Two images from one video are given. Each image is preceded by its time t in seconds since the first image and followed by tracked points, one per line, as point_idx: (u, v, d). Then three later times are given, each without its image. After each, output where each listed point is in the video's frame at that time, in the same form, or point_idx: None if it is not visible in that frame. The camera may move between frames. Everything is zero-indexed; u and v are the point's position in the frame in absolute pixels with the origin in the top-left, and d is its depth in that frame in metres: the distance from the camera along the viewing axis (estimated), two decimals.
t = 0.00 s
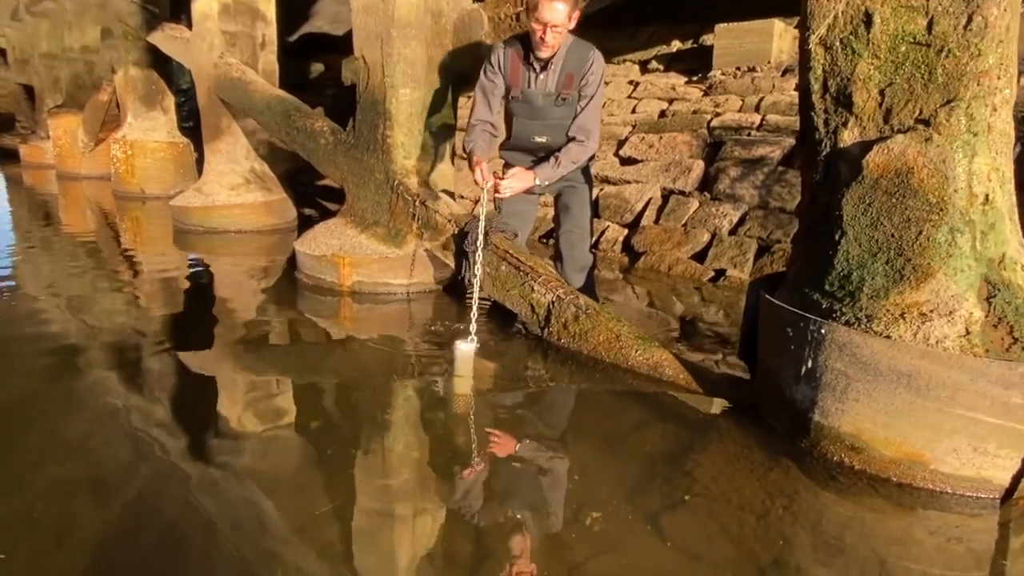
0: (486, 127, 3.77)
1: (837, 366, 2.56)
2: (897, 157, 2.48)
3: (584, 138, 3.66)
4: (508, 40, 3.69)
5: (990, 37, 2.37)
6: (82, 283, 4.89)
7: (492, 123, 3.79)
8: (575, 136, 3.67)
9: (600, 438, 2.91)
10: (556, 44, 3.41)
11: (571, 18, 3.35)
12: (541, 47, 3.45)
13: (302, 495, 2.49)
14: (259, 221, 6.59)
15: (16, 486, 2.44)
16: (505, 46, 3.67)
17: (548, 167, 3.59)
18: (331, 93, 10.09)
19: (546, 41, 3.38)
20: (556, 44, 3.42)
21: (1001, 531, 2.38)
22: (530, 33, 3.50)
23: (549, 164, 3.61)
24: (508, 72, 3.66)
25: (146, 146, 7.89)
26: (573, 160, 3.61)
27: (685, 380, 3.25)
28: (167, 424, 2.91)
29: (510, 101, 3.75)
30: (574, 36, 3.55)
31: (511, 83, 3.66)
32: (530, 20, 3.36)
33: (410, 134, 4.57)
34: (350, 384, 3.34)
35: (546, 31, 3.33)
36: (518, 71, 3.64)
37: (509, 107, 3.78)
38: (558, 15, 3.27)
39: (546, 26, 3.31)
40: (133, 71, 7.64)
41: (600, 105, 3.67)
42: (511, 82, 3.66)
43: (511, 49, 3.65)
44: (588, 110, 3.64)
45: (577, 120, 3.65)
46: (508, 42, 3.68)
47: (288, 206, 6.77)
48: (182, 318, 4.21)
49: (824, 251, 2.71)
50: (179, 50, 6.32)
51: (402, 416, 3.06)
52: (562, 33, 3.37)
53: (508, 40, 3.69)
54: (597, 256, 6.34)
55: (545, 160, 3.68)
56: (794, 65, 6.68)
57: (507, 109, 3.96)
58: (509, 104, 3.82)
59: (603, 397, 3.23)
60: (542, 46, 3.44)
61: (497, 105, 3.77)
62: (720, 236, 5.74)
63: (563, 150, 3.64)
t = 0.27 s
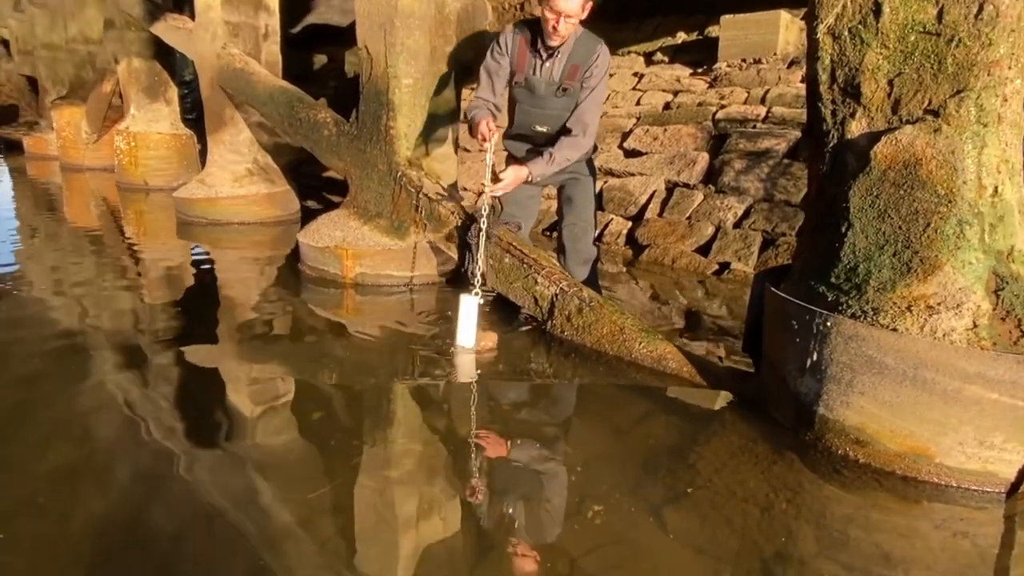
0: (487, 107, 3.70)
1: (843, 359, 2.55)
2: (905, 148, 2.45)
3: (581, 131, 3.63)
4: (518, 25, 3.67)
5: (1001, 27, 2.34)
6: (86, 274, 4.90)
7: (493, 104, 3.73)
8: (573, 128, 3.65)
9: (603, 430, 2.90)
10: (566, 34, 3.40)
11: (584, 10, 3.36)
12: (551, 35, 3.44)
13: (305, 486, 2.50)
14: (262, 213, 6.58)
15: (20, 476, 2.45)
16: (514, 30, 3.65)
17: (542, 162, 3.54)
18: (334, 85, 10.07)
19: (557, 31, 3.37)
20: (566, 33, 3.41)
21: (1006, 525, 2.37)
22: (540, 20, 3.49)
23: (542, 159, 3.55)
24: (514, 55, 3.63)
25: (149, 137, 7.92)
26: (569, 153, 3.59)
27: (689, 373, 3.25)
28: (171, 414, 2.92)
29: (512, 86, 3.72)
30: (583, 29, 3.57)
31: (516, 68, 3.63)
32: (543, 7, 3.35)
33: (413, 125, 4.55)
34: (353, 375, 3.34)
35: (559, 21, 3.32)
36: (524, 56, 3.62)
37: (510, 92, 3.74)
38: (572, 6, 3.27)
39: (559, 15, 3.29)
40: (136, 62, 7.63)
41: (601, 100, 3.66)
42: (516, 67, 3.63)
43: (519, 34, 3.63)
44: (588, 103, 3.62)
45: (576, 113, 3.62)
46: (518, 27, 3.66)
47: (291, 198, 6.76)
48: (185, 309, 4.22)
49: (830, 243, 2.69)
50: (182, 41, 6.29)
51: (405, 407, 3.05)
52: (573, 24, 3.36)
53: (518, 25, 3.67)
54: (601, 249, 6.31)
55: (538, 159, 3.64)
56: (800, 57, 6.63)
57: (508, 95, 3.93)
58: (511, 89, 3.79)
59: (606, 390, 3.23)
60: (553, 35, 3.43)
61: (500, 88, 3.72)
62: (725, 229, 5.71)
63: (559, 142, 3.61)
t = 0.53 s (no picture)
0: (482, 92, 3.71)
1: (848, 354, 2.53)
2: (913, 141, 2.42)
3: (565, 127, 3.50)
4: (525, 16, 3.66)
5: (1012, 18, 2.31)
6: (89, 267, 4.90)
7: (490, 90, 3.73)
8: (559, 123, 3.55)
9: (606, 425, 2.89)
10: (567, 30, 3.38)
11: (587, 8, 3.33)
12: (553, 30, 3.42)
13: (308, 479, 2.50)
14: (265, 207, 6.57)
15: (24, 468, 2.45)
16: (519, 21, 3.65)
17: (532, 162, 3.49)
18: (337, 78, 10.05)
19: (561, 26, 3.36)
20: (569, 28, 3.39)
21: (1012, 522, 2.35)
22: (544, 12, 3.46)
23: (533, 159, 3.50)
24: (514, 46, 3.63)
25: (152, 130, 7.89)
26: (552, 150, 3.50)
27: (693, 367, 3.24)
28: (174, 407, 2.92)
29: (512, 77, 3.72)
30: (586, 26, 3.52)
31: (515, 58, 3.63)
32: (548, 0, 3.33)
33: (416, 118, 4.53)
34: (355, 369, 3.34)
35: (561, 16, 3.30)
36: (523, 48, 3.61)
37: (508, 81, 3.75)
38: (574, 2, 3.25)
39: (562, 10, 3.28)
40: (139, 55, 7.61)
41: (592, 98, 3.57)
42: (515, 57, 3.64)
43: (523, 24, 3.62)
44: (575, 98, 3.50)
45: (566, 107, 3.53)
46: (524, 18, 3.66)
47: (294, 192, 6.76)
48: (188, 303, 4.22)
49: (836, 237, 2.67)
50: (185, 33, 6.27)
51: (408, 401, 3.05)
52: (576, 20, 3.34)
53: (525, 16, 3.66)
54: (604, 244, 6.28)
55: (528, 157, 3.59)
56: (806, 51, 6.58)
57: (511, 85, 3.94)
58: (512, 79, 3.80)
59: (609, 385, 3.22)
60: (555, 29, 3.41)
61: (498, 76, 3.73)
62: (729, 223, 5.68)
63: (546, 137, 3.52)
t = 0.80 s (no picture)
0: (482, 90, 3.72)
1: (853, 350, 2.52)
2: (920, 136, 2.40)
3: (566, 126, 3.50)
4: (523, 11, 3.63)
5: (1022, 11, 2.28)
6: (93, 262, 4.90)
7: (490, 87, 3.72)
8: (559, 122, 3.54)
9: (609, 420, 2.88)
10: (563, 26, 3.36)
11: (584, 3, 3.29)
12: (550, 27, 3.39)
13: (310, 473, 2.49)
14: (268, 201, 6.56)
15: (27, 462, 2.46)
16: (518, 16, 3.63)
17: (532, 160, 3.46)
18: (340, 73, 10.03)
19: (557, 22, 3.33)
20: (565, 24, 3.36)
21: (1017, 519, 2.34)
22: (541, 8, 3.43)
23: (533, 157, 3.48)
24: (512, 44, 3.61)
25: (156, 125, 7.91)
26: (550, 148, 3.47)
27: (696, 363, 3.22)
28: (177, 401, 2.92)
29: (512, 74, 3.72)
30: (583, 21, 3.48)
31: (514, 55, 3.61)
32: None
33: (419, 113, 4.51)
34: (358, 363, 3.33)
35: (557, 13, 3.27)
36: (521, 44, 3.58)
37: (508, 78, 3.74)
38: None
39: (558, 6, 3.25)
40: (143, 49, 7.60)
41: (591, 96, 3.55)
42: (514, 53, 3.62)
43: (522, 20, 3.60)
44: (573, 97, 3.49)
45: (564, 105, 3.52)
46: (523, 13, 3.63)
47: (297, 186, 6.75)
48: (191, 297, 4.21)
49: (842, 232, 2.65)
50: (187, 27, 6.25)
51: (410, 396, 3.05)
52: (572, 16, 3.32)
53: (522, 12, 3.62)
54: (607, 239, 6.25)
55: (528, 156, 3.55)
56: (811, 46, 6.54)
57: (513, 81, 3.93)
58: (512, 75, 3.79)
59: (612, 380, 3.20)
60: (551, 26, 3.38)
61: (497, 73, 3.73)
62: (733, 219, 5.66)
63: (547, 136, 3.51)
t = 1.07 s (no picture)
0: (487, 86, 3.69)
1: (859, 347, 2.50)
2: (928, 131, 2.38)
3: (577, 121, 3.51)
4: (525, 7, 3.63)
5: None
6: (96, 257, 4.91)
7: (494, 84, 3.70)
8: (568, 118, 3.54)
9: (612, 417, 2.87)
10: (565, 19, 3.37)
11: None
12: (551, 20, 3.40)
13: (313, 469, 2.49)
14: (271, 197, 6.56)
15: (30, 456, 2.46)
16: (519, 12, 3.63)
17: (542, 149, 3.43)
18: (344, 69, 10.02)
19: (557, 15, 3.36)
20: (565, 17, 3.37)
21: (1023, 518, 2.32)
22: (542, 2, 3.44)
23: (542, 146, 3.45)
24: (514, 40, 3.60)
25: (159, 120, 7.87)
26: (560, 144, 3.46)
27: (700, 360, 3.20)
28: (180, 396, 2.92)
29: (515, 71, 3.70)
30: (585, 15, 3.47)
31: (516, 52, 3.60)
32: None
33: (422, 108, 4.50)
34: (360, 359, 3.32)
35: (558, 6, 3.32)
36: (523, 40, 3.57)
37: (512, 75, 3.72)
38: None
39: None
40: (146, 43, 7.62)
41: (598, 89, 3.53)
42: (517, 50, 3.60)
43: (522, 16, 3.59)
44: (581, 91, 3.49)
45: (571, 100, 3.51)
46: (524, 9, 3.63)
47: (300, 182, 6.74)
48: (195, 293, 4.21)
49: (848, 229, 2.63)
50: (191, 22, 6.25)
51: (413, 392, 3.04)
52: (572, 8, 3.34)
53: (522, 8, 3.62)
54: (611, 236, 6.23)
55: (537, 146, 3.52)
56: (816, 42, 6.50)
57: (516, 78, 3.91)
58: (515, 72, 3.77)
59: (616, 377, 3.19)
60: (552, 19, 3.39)
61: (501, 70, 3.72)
62: (737, 216, 5.63)
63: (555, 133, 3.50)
